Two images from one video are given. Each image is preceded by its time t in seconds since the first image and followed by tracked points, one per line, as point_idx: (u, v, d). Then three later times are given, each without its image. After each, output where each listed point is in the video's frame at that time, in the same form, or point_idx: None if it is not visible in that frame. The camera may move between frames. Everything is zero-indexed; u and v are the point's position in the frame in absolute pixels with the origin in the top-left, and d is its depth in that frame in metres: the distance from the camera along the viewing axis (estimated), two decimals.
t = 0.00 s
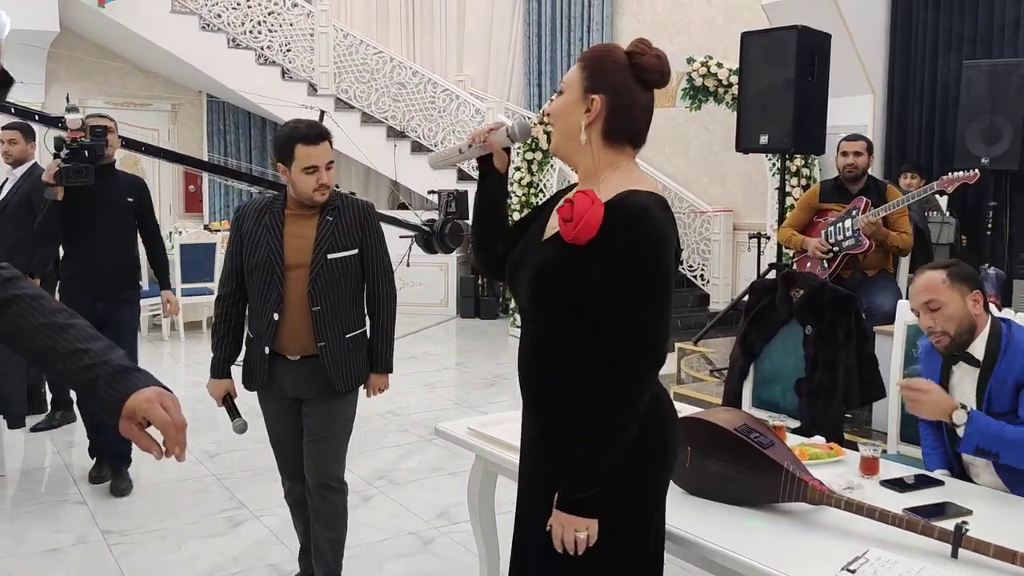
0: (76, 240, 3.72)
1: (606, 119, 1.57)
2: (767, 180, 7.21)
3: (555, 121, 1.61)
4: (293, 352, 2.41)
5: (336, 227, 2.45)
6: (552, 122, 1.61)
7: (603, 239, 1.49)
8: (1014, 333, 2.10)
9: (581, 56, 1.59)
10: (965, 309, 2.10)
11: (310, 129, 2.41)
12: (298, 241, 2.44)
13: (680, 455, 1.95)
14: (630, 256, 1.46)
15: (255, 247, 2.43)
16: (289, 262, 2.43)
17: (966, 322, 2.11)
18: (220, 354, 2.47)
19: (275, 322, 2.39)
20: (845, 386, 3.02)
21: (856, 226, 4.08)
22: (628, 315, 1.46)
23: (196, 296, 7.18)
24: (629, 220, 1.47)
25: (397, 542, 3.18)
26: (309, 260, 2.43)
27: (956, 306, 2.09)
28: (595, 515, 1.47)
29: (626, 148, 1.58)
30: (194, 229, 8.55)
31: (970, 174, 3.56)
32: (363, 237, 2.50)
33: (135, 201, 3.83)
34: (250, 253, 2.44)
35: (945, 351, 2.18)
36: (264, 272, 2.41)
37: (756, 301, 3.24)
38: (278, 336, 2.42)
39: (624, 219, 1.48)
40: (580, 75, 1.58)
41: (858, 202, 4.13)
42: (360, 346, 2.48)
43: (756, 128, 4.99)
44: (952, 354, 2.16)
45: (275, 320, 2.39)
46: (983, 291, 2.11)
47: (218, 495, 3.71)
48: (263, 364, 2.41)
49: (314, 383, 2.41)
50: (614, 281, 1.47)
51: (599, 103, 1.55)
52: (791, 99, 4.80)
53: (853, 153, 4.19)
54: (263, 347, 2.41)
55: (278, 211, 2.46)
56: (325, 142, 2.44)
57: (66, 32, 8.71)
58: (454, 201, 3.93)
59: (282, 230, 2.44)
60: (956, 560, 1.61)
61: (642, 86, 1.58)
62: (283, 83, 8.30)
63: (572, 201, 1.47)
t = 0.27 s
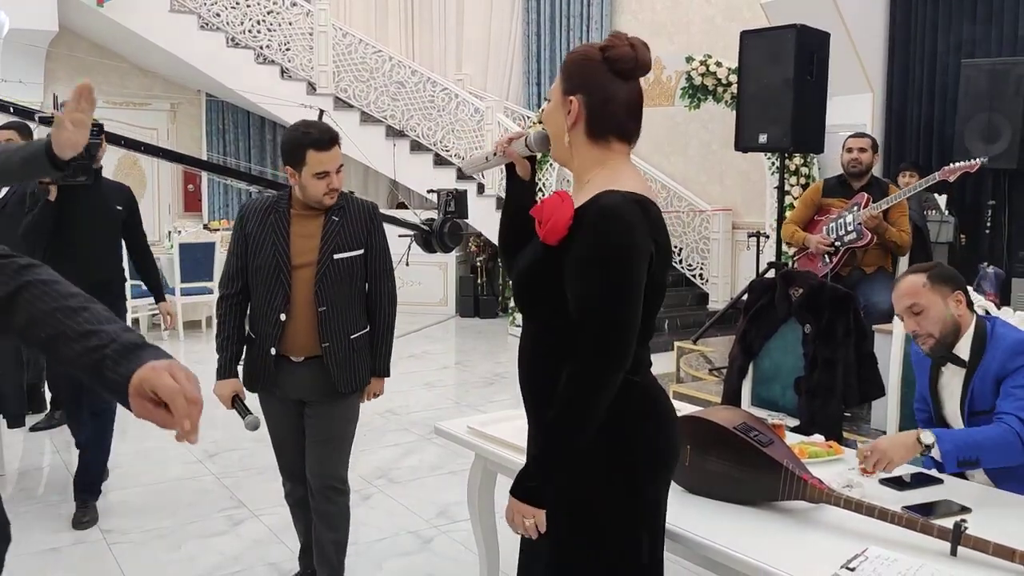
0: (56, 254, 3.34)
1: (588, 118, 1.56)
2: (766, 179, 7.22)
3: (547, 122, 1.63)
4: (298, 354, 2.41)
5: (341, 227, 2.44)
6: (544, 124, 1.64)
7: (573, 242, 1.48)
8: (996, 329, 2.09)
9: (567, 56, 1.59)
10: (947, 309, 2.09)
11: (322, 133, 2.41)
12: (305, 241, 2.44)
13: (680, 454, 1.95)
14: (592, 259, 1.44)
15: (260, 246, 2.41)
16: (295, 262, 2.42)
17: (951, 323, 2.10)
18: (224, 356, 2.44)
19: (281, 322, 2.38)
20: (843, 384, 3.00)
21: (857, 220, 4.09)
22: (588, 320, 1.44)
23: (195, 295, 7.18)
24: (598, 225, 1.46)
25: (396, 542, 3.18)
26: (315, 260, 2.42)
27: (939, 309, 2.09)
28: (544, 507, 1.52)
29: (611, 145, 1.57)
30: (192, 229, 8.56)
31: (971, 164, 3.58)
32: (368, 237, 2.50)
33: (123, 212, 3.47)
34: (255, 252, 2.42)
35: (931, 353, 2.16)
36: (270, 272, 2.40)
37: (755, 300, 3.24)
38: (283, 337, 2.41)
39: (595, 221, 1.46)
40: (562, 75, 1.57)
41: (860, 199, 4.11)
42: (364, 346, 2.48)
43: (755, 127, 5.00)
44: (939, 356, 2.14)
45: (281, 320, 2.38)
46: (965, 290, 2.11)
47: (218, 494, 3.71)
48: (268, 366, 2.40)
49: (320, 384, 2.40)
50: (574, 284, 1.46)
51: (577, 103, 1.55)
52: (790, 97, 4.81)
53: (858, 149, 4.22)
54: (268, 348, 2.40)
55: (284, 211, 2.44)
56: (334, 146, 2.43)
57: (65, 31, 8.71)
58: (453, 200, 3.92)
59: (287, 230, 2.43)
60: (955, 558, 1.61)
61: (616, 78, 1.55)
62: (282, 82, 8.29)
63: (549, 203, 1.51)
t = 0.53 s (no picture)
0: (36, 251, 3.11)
1: (579, 119, 1.56)
2: (766, 179, 7.22)
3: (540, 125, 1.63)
4: (306, 356, 2.40)
5: (350, 227, 2.43)
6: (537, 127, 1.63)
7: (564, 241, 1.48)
8: (989, 328, 2.10)
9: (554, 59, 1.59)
10: (940, 309, 2.06)
11: (338, 130, 2.37)
12: (314, 240, 2.43)
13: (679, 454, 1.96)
14: (585, 256, 1.43)
15: (268, 244, 2.40)
16: (304, 261, 2.41)
17: (944, 322, 2.08)
18: (234, 356, 2.40)
19: (290, 321, 2.37)
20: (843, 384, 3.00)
21: (861, 215, 4.07)
22: (578, 317, 1.43)
23: (194, 295, 7.18)
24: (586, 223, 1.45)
25: (395, 542, 3.18)
26: (323, 260, 2.41)
27: (933, 309, 2.06)
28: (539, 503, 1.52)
29: (604, 144, 1.57)
30: (191, 228, 8.57)
31: (970, 152, 3.59)
32: (378, 237, 2.48)
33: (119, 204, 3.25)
34: (263, 251, 2.40)
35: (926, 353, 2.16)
36: (279, 271, 2.38)
37: (755, 300, 3.24)
38: (291, 338, 2.40)
39: (587, 219, 1.46)
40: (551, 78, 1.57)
41: (863, 193, 4.13)
42: (371, 347, 2.47)
43: (755, 127, 5.00)
44: (933, 356, 2.14)
45: (290, 319, 2.37)
46: (958, 289, 2.09)
47: (218, 494, 3.71)
48: (277, 367, 2.39)
49: (328, 384, 2.41)
50: (563, 282, 1.46)
51: (567, 104, 1.55)
52: (790, 97, 4.80)
53: (863, 148, 4.21)
54: (276, 348, 2.39)
55: (293, 210, 2.42)
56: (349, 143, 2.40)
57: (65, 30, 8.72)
58: (453, 199, 3.91)
59: (296, 228, 2.42)
60: (955, 557, 1.61)
61: (607, 75, 1.54)
62: (282, 81, 8.29)
63: (538, 204, 1.53)
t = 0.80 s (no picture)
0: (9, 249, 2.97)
1: (597, 118, 1.55)
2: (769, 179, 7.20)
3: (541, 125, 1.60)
4: (320, 358, 2.31)
5: (364, 224, 2.34)
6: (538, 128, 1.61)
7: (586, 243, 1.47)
8: (989, 326, 2.09)
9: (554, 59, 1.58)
10: (943, 307, 2.07)
11: (352, 123, 2.30)
12: (327, 238, 2.34)
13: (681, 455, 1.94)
14: (611, 256, 1.42)
15: (280, 242, 2.31)
16: (314, 259, 2.32)
17: (946, 321, 2.09)
18: (239, 357, 2.33)
19: (301, 320, 2.28)
20: (847, 385, 3.00)
21: (862, 217, 4.06)
22: (600, 321, 1.42)
23: (196, 295, 7.17)
24: (610, 224, 1.44)
25: (396, 542, 3.17)
26: (336, 258, 2.32)
27: (933, 308, 2.06)
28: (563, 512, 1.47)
29: (616, 143, 1.58)
30: (193, 228, 8.57)
31: (971, 153, 3.56)
32: (392, 235, 2.39)
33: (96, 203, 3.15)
34: (273, 249, 2.32)
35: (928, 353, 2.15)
36: (290, 269, 2.29)
37: (757, 301, 3.25)
38: (302, 337, 2.30)
39: (611, 218, 1.45)
40: (560, 76, 1.56)
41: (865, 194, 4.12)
42: (384, 349, 2.39)
43: (758, 127, 4.97)
44: (936, 356, 2.13)
45: (301, 318, 2.28)
46: (960, 288, 2.10)
47: (219, 494, 3.70)
48: (288, 369, 2.28)
49: (340, 387, 2.32)
50: (587, 284, 1.43)
51: (586, 102, 1.53)
52: (794, 97, 4.78)
53: (866, 148, 4.18)
54: (287, 348, 2.29)
55: (306, 208, 2.34)
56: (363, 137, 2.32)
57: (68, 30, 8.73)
58: (455, 199, 3.89)
59: (308, 225, 2.33)
60: (956, 558, 1.61)
61: (621, 76, 1.56)
62: (284, 81, 8.28)
63: (562, 203, 1.48)
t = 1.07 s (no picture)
0: None
1: (615, 117, 1.59)
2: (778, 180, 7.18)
3: (553, 124, 1.59)
4: (332, 361, 2.26)
5: (379, 226, 2.30)
6: (549, 128, 1.60)
7: (627, 244, 1.48)
8: (998, 327, 2.07)
9: (566, 57, 1.60)
10: (952, 309, 2.06)
11: (360, 123, 2.24)
12: (341, 240, 2.29)
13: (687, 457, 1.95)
14: (657, 252, 1.44)
15: (293, 244, 2.26)
16: (329, 261, 2.27)
17: (955, 322, 2.07)
18: (255, 358, 2.24)
19: (314, 324, 2.22)
20: (854, 385, 3.00)
21: (869, 221, 4.04)
22: (647, 319, 1.44)
23: (206, 294, 7.19)
24: (652, 224, 1.46)
25: (403, 543, 3.17)
26: (351, 260, 2.27)
27: (942, 308, 2.06)
28: (629, 519, 1.45)
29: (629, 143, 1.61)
30: (202, 228, 8.60)
31: (981, 160, 3.53)
32: (408, 237, 2.35)
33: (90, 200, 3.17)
34: (286, 251, 2.26)
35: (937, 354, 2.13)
36: (303, 271, 2.24)
37: (765, 302, 3.20)
38: (316, 341, 2.25)
39: (650, 216, 1.47)
40: (576, 76, 1.58)
41: (872, 198, 4.09)
42: (399, 354, 2.34)
43: (767, 127, 4.96)
44: (943, 357, 2.11)
45: (313, 322, 2.23)
46: (970, 289, 2.09)
47: (226, 493, 3.71)
48: (300, 374, 2.22)
49: (351, 392, 2.27)
50: (634, 284, 1.44)
51: (609, 101, 1.57)
52: (802, 97, 4.77)
53: (868, 151, 4.15)
54: (300, 352, 2.23)
55: (319, 211, 2.29)
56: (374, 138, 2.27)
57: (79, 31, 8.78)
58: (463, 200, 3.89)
59: (321, 227, 2.28)
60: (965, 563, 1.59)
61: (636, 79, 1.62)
62: (294, 81, 8.30)
63: (604, 203, 1.46)
